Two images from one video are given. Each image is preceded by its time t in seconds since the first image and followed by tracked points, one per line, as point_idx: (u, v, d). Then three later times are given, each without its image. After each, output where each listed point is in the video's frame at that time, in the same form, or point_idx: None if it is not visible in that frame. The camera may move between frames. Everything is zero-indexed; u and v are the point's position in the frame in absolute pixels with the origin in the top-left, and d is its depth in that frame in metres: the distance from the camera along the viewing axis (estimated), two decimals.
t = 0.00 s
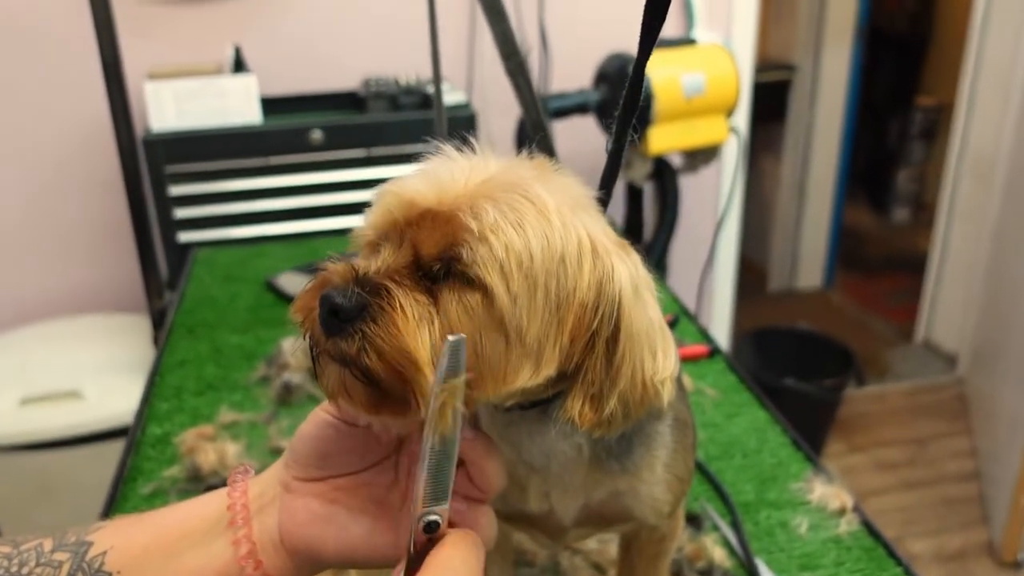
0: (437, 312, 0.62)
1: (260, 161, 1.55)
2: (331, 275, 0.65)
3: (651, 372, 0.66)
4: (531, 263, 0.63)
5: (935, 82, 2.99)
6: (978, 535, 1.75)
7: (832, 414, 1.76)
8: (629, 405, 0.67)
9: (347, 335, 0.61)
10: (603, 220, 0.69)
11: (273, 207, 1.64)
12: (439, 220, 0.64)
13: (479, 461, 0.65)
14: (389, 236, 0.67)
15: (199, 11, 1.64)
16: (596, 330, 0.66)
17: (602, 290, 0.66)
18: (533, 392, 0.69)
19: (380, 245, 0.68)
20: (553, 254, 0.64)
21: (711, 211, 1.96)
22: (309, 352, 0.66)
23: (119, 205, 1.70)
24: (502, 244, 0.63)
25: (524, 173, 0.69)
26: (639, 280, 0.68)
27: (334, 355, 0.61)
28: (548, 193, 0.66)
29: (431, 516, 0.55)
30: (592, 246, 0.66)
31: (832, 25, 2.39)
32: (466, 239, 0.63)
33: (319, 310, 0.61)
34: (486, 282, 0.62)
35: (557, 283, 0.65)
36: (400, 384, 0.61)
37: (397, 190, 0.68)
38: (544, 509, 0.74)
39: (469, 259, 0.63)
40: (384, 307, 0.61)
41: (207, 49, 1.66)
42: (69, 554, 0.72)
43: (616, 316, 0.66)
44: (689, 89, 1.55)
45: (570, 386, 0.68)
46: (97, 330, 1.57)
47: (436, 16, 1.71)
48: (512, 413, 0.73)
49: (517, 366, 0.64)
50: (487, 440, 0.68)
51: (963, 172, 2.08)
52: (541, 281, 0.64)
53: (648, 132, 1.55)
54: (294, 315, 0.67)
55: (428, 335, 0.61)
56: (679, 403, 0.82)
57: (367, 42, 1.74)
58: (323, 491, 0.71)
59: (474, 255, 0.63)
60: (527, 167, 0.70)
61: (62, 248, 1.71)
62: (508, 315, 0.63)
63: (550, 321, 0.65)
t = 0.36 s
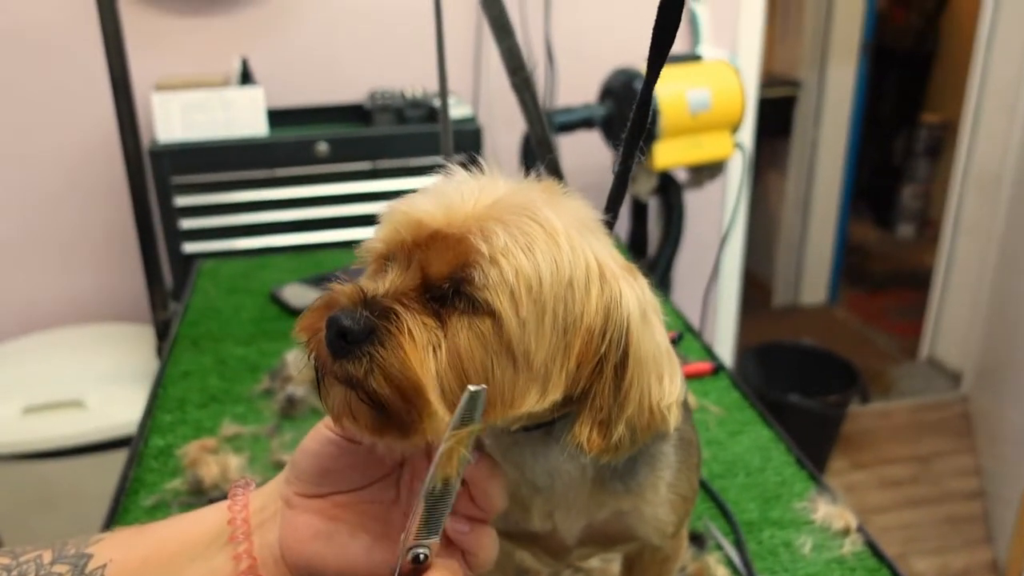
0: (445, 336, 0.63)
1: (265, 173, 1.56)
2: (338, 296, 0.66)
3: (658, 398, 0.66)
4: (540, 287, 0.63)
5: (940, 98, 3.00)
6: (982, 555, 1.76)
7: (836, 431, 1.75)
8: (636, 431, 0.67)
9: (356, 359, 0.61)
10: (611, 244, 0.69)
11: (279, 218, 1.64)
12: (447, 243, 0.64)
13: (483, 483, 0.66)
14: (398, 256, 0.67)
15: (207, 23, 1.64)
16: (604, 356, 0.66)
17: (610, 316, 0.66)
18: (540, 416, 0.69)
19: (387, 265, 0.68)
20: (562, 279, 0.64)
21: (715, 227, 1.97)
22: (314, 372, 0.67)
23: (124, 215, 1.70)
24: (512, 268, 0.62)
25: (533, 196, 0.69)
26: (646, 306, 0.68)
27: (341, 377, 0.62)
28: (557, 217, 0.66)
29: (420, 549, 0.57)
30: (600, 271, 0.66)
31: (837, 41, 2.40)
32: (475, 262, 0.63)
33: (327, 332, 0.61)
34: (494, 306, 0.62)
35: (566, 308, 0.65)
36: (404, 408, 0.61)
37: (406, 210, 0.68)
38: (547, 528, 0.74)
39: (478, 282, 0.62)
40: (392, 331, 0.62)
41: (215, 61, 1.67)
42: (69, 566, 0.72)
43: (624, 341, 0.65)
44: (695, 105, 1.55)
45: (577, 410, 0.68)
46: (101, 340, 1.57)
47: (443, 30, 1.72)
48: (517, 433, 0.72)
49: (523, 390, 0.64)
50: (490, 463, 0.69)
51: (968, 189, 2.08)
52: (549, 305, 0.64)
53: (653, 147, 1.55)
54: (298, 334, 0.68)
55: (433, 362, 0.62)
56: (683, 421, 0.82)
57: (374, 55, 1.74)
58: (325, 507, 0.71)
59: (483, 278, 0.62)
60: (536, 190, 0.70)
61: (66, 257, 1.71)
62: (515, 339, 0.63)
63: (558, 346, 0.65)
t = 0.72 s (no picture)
0: (443, 347, 0.62)
1: (271, 182, 1.56)
2: (339, 305, 0.66)
3: (654, 415, 0.66)
4: (539, 301, 0.63)
5: (947, 114, 2.99)
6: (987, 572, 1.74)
7: (840, 445, 1.74)
8: (632, 447, 0.67)
9: (352, 366, 0.62)
10: (612, 261, 0.69)
11: (284, 228, 1.65)
12: (448, 254, 0.64)
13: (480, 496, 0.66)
14: (399, 266, 0.67)
15: (215, 33, 1.65)
16: (602, 372, 0.66)
17: (609, 331, 0.65)
18: (537, 430, 0.69)
19: (388, 275, 0.68)
20: (562, 294, 0.64)
21: (720, 241, 1.97)
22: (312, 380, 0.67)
23: (130, 223, 1.71)
24: (512, 282, 0.62)
25: (537, 210, 0.68)
26: (645, 323, 0.68)
27: (339, 385, 0.62)
28: (559, 232, 0.66)
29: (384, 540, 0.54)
30: (601, 287, 0.66)
31: (844, 55, 2.39)
32: (476, 274, 0.62)
33: (326, 340, 0.62)
34: (493, 318, 0.62)
35: (565, 323, 0.64)
36: (399, 418, 0.62)
37: (409, 220, 0.68)
38: (545, 542, 0.73)
39: (478, 295, 0.62)
40: (391, 341, 0.62)
41: (223, 70, 1.68)
42: None
43: (623, 359, 0.65)
44: (700, 118, 1.55)
45: (574, 426, 0.68)
46: (105, 347, 1.58)
47: (450, 42, 1.72)
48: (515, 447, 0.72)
49: (519, 404, 0.64)
50: (488, 478, 0.69)
51: (974, 204, 2.07)
52: (549, 320, 0.64)
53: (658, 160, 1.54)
54: (297, 341, 0.68)
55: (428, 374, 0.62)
56: (682, 437, 0.82)
57: (381, 66, 1.75)
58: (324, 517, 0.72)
59: (483, 290, 0.62)
60: (539, 204, 0.70)
61: (72, 263, 1.72)
62: (513, 352, 0.63)
63: (555, 361, 0.65)
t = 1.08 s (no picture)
0: (451, 347, 0.62)
1: (276, 183, 1.56)
2: (347, 299, 0.66)
3: (661, 425, 0.66)
4: (550, 305, 0.63)
5: (954, 127, 2.99)
6: None
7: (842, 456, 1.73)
8: (638, 457, 0.66)
9: (357, 361, 0.62)
10: (623, 267, 0.69)
11: (289, 229, 1.64)
12: (460, 254, 0.63)
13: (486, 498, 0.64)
14: (410, 262, 0.67)
15: (223, 33, 1.65)
16: (610, 379, 0.66)
17: (619, 339, 0.65)
18: (543, 434, 0.68)
19: (399, 271, 0.68)
20: (573, 298, 0.64)
21: (725, 250, 1.96)
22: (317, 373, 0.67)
23: (135, 221, 1.71)
24: (524, 285, 0.62)
25: (550, 214, 0.68)
26: (655, 332, 0.68)
27: (345, 379, 0.62)
28: (572, 236, 0.66)
29: (365, 535, 0.57)
30: (613, 294, 0.65)
31: (851, 65, 2.39)
32: (487, 275, 0.62)
33: (333, 333, 0.62)
34: (503, 320, 0.62)
35: (576, 328, 0.64)
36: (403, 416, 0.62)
37: (422, 217, 0.68)
38: (549, 547, 0.74)
39: (489, 296, 0.62)
40: (398, 336, 0.61)
41: (230, 71, 1.68)
42: (68, 571, 0.70)
43: (632, 368, 0.65)
44: (707, 127, 1.54)
45: (581, 433, 0.67)
46: (108, 344, 1.58)
47: (459, 46, 1.72)
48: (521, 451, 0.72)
49: (526, 408, 0.63)
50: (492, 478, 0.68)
51: (981, 217, 2.07)
52: (559, 324, 0.63)
53: (666, 167, 1.54)
54: (303, 333, 0.68)
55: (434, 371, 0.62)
56: (688, 444, 0.82)
57: (388, 69, 1.75)
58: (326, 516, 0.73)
59: (494, 291, 0.62)
60: (553, 208, 0.70)
61: (76, 260, 1.72)
62: (522, 354, 0.63)
63: (563, 366, 0.64)
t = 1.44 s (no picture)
0: (461, 335, 0.62)
1: (282, 178, 1.56)
2: (359, 283, 0.66)
3: (669, 419, 0.66)
4: (561, 295, 0.63)
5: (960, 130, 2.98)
6: None
7: (843, 459, 1.73)
8: (645, 450, 0.66)
9: (369, 344, 0.61)
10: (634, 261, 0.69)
11: (293, 225, 1.65)
12: (473, 242, 0.64)
13: (492, 489, 0.65)
14: (422, 249, 0.67)
15: (230, 28, 1.65)
16: (620, 372, 0.65)
17: (629, 332, 0.65)
18: (551, 425, 0.68)
19: (410, 258, 0.68)
20: (584, 290, 0.64)
21: (729, 250, 1.96)
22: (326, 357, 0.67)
23: (140, 214, 1.71)
24: (536, 275, 0.62)
25: (563, 206, 0.69)
26: (664, 327, 0.68)
27: (353, 363, 0.62)
28: (585, 229, 0.66)
29: (349, 503, 0.54)
30: (624, 287, 0.66)
31: (857, 67, 2.38)
32: (500, 264, 0.62)
33: (344, 317, 0.61)
34: (515, 309, 0.62)
35: (586, 320, 0.64)
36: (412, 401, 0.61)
37: (436, 206, 0.68)
38: (554, 541, 0.74)
39: (501, 285, 0.62)
40: (409, 320, 0.62)
41: (236, 66, 1.68)
42: (74, 558, 0.71)
43: (642, 361, 0.65)
44: (713, 127, 1.54)
45: (590, 426, 0.67)
46: (112, 337, 1.58)
47: (465, 44, 1.73)
48: (527, 443, 0.72)
49: (535, 398, 0.64)
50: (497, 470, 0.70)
51: (985, 221, 2.06)
52: (570, 315, 0.63)
53: (671, 167, 1.54)
54: (314, 317, 0.68)
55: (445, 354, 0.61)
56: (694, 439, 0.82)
57: (394, 65, 1.75)
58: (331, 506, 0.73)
59: (507, 281, 0.62)
60: (565, 201, 0.70)
61: (81, 253, 1.72)
62: (532, 344, 0.63)
63: (573, 357, 0.65)
